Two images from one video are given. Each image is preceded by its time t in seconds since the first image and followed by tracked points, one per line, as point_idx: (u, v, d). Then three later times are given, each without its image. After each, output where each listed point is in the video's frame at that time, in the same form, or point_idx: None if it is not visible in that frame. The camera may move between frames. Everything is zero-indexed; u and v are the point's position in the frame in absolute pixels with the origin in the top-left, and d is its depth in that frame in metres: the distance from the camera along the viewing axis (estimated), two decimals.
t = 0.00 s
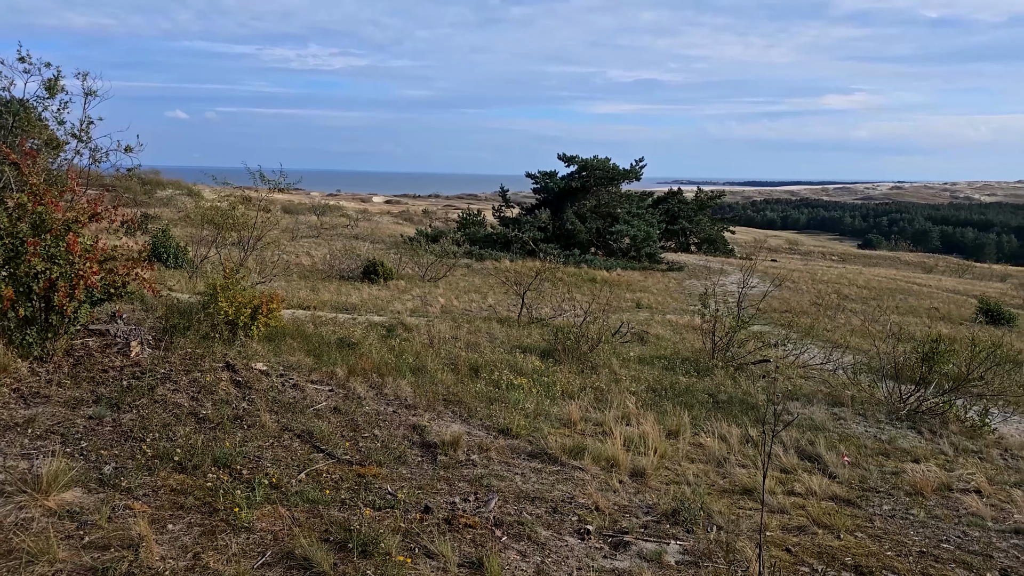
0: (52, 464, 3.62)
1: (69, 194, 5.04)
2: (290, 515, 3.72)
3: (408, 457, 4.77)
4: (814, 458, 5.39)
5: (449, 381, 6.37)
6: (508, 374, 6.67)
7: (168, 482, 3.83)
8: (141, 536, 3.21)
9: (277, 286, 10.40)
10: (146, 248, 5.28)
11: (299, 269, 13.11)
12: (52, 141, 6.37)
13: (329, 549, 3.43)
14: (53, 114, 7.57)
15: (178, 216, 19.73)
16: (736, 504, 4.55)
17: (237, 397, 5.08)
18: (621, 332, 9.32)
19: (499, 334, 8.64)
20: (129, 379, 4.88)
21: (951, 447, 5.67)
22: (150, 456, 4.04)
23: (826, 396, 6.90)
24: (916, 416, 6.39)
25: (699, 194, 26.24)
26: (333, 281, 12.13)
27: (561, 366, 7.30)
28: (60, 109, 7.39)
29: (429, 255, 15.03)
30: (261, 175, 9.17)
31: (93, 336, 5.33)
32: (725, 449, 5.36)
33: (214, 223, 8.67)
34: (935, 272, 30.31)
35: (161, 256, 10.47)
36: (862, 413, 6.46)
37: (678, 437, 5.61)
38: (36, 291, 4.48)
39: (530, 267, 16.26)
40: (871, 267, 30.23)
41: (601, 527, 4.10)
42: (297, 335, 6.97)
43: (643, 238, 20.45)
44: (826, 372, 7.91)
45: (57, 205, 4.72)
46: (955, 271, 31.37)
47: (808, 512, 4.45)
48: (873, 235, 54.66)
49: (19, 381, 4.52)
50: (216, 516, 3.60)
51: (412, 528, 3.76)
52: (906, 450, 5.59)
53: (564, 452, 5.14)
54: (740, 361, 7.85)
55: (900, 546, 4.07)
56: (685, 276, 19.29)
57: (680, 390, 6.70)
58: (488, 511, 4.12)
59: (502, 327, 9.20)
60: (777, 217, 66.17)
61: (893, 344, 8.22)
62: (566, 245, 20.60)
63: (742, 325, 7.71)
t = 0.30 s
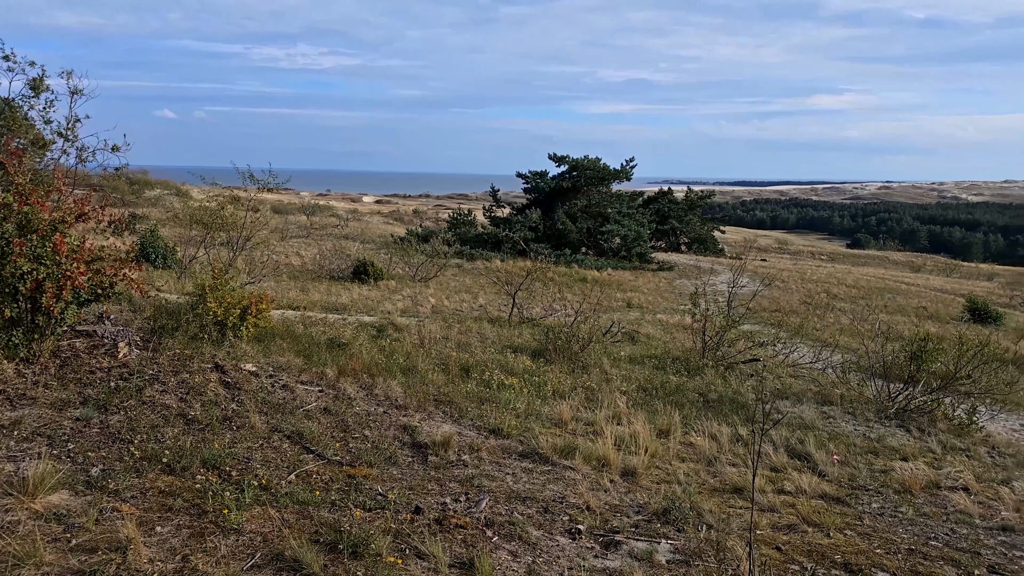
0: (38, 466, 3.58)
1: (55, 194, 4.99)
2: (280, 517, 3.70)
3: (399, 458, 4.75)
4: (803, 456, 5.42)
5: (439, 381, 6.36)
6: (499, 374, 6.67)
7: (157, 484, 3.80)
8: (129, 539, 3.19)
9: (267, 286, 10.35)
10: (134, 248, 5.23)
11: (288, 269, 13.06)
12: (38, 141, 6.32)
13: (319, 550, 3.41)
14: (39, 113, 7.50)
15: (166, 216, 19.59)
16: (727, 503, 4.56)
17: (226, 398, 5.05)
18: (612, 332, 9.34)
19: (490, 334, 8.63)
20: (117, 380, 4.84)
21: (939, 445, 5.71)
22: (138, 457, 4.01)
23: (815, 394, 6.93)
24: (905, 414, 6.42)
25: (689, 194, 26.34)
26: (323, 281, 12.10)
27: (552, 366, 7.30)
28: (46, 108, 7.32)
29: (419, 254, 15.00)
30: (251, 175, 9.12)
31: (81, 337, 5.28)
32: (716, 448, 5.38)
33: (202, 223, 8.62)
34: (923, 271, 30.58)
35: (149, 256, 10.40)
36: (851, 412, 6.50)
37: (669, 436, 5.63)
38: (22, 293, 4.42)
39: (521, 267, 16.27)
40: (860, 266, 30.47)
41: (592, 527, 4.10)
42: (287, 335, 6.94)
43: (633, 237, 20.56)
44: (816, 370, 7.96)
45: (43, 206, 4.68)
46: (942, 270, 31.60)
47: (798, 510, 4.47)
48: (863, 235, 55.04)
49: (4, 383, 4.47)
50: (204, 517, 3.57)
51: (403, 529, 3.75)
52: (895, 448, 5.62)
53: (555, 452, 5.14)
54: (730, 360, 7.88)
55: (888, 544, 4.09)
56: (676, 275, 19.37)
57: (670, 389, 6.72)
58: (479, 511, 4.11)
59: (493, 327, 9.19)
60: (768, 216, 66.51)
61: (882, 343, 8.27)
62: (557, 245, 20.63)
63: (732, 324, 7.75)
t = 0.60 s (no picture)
0: (24, 468, 3.54)
1: (41, 193, 4.93)
2: (270, 518, 3.68)
3: (390, 458, 4.74)
4: (793, 454, 5.44)
5: (430, 381, 6.35)
6: (489, 374, 6.66)
7: (145, 486, 3.77)
8: (117, 540, 3.16)
9: (256, 286, 10.29)
10: (122, 247, 5.16)
11: (278, 269, 12.99)
12: (23, 140, 6.25)
13: (309, 551, 3.40)
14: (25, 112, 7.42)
15: (155, 216, 19.43)
16: (717, 501, 4.58)
17: (216, 399, 5.02)
18: (603, 331, 9.34)
19: (481, 333, 8.61)
20: (105, 381, 4.80)
21: (927, 442, 5.75)
22: (126, 459, 3.98)
23: (804, 393, 6.96)
24: (894, 412, 6.47)
25: (680, 194, 26.45)
26: (313, 281, 12.05)
27: (543, 365, 7.30)
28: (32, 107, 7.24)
29: (409, 254, 14.95)
30: (240, 174, 9.07)
31: (68, 337, 5.23)
32: (706, 447, 5.40)
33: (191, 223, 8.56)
34: (911, 270, 30.84)
35: (137, 256, 10.31)
36: (840, 410, 6.53)
37: (660, 435, 5.64)
38: (8, 293, 4.33)
39: (511, 266, 16.26)
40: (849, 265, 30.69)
41: (583, 526, 4.10)
42: (276, 335, 6.90)
43: (623, 236, 20.54)
44: (805, 369, 7.99)
45: (29, 205, 4.68)
46: (930, 269, 31.83)
47: (788, 508, 4.49)
48: (853, 234, 55.41)
49: None
50: (194, 519, 3.55)
51: (394, 529, 3.73)
52: (884, 446, 5.66)
53: (546, 451, 5.14)
54: (720, 358, 7.90)
55: (878, 541, 4.11)
56: (666, 275, 19.42)
57: (661, 388, 6.74)
58: (471, 511, 4.11)
59: (484, 326, 9.17)
60: (760, 216, 66.83)
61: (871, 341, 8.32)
62: (548, 244, 20.64)
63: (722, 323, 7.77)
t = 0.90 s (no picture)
0: (10, 471, 3.50)
1: (27, 193, 4.87)
2: (260, 519, 3.66)
3: (380, 458, 4.73)
4: (782, 453, 5.47)
5: (420, 381, 6.34)
6: (480, 374, 6.65)
7: (133, 488, 3.75)
8: (105, 543, 3.13)
9: (245, 287, 10.23)
10: (109, 248, 5.12)
11: (267, 270, 12.92)
12: (8, 139, 6.18)
13: (299, 552, 3.38)
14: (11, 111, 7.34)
15: (142, 217, 19.27)
16: (708, 500, 4.59)
17: (204, 400, 4.99)
18: (593, 330, 9.36)
19: (471, 333, 8.61)
20: (91, 382, 4.76)
21: (915, 440, 5.80)
22: (114, 461, 3.95)
23: (793, 391, 6.99)
24: (882, 410, 6.52)
25: (669, 194, 26.57)
26: (301, 281, 12.01)
27: (533, 365, 7.30)
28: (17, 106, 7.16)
29: (399, 254, 14.91)
30: (229, 174, 9.03)
31: (54, 339, 5.18)
32: (697, 446, 5.41)
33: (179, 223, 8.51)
34: (899, 270, 31.12)
35: (124, 256, 10.23)
36: (829, 409, 6.57)
37: (650, 434, 5.65)
38: None
39: (502, 267, 16.26)
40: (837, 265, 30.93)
41: (574, 525, 4.10)
42: (266, 336, 6.87)
43: (613, 236, 20.69)
44: (794, 368, 8.03)
45: (14, 205, 4.60)
46: (917, 268, 32.11)
47: (777, 506, 4.51)
48: (843, 234, 55.81)
49: None
50: (183, 521, 3.52)
51: (384, 530, 3.72)
52: (872, 444, 5.69)
53: (537, 451, 5.14)
54: (710, 358, 7.93)
55: (866, 539, 4.14)
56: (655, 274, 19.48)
57: (651, 388, 6.76)
58: (461, 511, 4.10)
59: (475, 326, 9.16)
60: (751, 216, 67.15)
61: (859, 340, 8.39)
62: (538, 244, 20.64)
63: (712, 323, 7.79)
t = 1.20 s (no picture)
0: None
1: (12, 192, 4.81)
2: (249, 521, 3.64)
3: (370, 459, 4.71)
4: (772, 451, 5.49)
5: (411, 381, 6.32)
6: (471, 374, 6.64)
7: (121, 489, 3.72)
8: (92, 545, 3.11)
9: (234, 287, 10.17)
10: (96, 248, 5.07)
11: (256, 270, 12.85)
12: None
13: (289, 554, 3.36)
14: None
15: (129, 216, 19.10)
16: (698, 498, 4.61)
17: (192, 401, 4.96)
18: (584, 330, 9.37)
19: (461, 333, 8.60)
20: (78, 384, 4.72)
21: (903, 438, 5.84)
22: (101, 462, 3.92)
23: (783, 390, 7.03)
24: (870, 408, 6.56)
25: (660, 194, 26.67)
26: (291, 281, 11.96)
27: (524, 365, 7.30)
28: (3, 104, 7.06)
29: (389, 254, 14.88)
30: (218, 173, 8.97)
31: (40, 339, 5.13)
32: (687, 445, 5.43)
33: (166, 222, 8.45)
34: (887, 269, 31.35)
35: (111, 256, 10.16)
36: (818, 407, 6.60)
37: (640, 433, 5.66)
38: None
39: (492, 266, 16.25)
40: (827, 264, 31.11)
41: (565, 525, 4.11)
42: (255, 336, 6.84)
43: (603, 236, 20.73)
44: (784, 366, 8.07)
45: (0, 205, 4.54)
46: (905, 267, 32.38)
47: (767, 504, 4.53)
48: (834, 233, 56.15)
49: None
50: (171, 522, 3.50)
51: (375, 531, 3.71)
52: (861, 443, 5.73)
53: (528, 450, 5.14)
54: (700, 357, 7.96)
55: (855, 536, 4.16)
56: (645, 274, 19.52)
57: (642, 387, 6.77)
58: (452, 511, 4.10)
59: (465, 326, 9.15)
60: (742, 216, 67.39)
61: (848, 339, 8.45)
62: (528, 244, 20.54)
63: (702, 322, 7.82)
